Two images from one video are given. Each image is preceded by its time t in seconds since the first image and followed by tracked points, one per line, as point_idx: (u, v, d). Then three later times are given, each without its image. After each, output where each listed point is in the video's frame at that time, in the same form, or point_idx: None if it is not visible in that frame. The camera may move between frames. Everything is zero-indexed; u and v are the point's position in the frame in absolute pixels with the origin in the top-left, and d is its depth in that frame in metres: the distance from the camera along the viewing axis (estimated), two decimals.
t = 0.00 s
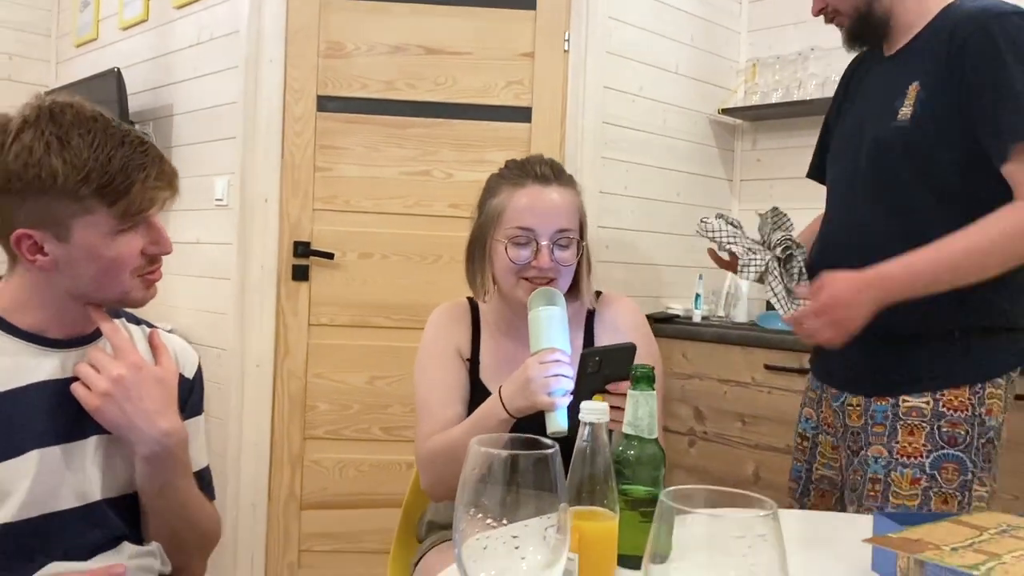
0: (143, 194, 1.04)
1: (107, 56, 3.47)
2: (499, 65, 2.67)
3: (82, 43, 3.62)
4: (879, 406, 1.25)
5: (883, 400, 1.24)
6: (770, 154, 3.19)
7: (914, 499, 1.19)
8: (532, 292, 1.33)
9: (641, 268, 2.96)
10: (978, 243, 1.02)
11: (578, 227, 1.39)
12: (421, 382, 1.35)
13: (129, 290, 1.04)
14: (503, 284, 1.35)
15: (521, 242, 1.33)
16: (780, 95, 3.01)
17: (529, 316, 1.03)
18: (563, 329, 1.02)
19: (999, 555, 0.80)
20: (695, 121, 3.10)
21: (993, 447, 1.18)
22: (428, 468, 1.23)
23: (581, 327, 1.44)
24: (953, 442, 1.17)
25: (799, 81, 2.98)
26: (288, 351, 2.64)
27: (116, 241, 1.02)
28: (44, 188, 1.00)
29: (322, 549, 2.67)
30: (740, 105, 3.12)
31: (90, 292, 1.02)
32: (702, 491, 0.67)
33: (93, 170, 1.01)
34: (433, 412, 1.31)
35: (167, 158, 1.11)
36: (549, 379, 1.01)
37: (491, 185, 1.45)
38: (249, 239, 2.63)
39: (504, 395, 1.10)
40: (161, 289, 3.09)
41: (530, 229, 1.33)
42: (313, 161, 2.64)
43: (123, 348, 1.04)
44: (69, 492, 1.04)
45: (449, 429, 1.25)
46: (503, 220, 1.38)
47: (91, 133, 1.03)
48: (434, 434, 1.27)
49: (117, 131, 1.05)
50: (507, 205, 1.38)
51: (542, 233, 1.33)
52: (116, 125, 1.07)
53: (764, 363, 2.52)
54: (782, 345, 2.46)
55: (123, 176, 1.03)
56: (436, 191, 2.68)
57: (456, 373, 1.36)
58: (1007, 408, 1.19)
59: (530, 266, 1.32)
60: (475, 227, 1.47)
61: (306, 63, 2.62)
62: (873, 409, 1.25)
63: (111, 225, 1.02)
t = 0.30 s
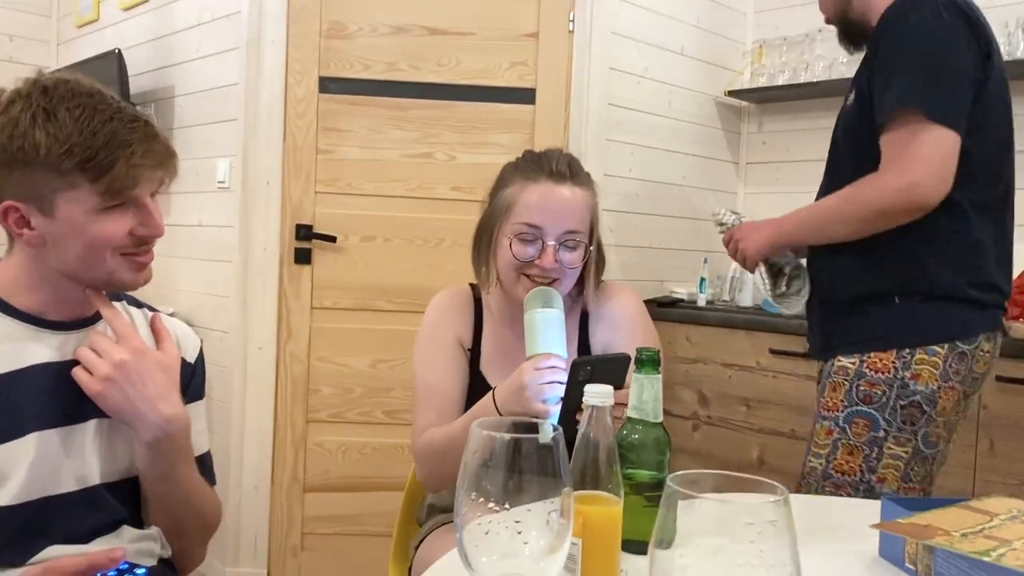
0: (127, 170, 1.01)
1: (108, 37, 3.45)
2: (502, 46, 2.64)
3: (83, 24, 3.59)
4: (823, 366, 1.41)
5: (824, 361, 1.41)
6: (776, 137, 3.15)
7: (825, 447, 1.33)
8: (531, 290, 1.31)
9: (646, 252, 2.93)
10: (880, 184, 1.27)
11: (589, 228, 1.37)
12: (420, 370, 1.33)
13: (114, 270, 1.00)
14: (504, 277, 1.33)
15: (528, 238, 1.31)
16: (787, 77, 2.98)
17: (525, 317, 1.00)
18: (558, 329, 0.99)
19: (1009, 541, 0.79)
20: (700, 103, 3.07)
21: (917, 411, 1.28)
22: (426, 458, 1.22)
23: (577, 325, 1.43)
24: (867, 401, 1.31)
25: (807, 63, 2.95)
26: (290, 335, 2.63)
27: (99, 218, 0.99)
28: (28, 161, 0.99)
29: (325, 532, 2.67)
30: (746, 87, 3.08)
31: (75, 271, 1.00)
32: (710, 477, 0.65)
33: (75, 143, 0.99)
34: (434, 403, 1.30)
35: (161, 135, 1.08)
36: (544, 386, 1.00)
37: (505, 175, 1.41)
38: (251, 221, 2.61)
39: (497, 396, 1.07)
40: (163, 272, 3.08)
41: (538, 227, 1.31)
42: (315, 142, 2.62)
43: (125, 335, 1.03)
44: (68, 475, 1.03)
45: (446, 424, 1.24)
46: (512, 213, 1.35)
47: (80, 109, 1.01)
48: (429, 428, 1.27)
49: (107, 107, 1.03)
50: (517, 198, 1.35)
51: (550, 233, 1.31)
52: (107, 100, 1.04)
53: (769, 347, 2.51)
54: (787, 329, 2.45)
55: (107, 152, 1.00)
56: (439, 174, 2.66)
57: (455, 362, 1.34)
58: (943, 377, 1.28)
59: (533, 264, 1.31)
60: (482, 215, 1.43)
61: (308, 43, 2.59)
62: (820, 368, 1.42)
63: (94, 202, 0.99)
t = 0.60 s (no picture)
0: (77, 149, 0.99)
1: (104, 23, 3.41)
2: (501, 33, 2.61)
3: (78, 11, 3.56)
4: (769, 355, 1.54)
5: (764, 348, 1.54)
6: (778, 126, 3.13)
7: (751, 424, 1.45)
8: (541, 285, 1.28)
9: (646, 242, 2.91)
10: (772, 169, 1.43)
11: (604, 223, 1.32)
12: (419, 360, 1.31)
13: (72, 253, 1.00)
14: (515, 269, 1.30)
15: (542, 232, 1.27)
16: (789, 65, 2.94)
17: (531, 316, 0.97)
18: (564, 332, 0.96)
19: (1016, 536, 0.77)
20: (701, 91, 3.04)
21: (812, 388, 1.36)
22: (424, 449, 1.20)
23: (586, 319, 1.40)
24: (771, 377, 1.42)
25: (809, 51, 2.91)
26: (287, 324, 2.61)
27: (53, 200, 0.99)
28: None
29: (322, 523, 2.65)
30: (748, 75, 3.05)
31: (38, 251, 1.00)
32: (713, 470, 0.64)
33: (28, 121, 0.99)
34: (432, 393, 1.28)
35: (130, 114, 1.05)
36: (550, 388, 0.97)
37: (521, 162, 1.36)
38: (247, 210, 2.59)
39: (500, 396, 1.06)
40: (159, 261, 3.06)
41: (553, 221, 1.27)
42: (312, 131, 2.59)
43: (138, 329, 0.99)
44: (57, 466, 1.03)
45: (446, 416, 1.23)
46: (526, 204, 1.31)
47: (42, 85, 1.00)
48: (427, 420, 1.25)
49: (69, 84, 1.01)
50: (533, 189, 1.31)
51: (565, 227, 1.27)
52: (75, 77, 1.03)
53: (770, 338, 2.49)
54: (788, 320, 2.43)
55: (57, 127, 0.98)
56: (437, 163, 2.64)
57: (456, 352, 1.32)
58: (836, 357, 1.36)
59: (545, 258, 1.27)
60: (497, 203, 1.39)
61: (305, 30, 2.56)
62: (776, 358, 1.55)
63: (47, 181, 0.99)
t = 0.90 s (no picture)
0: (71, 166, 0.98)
1: (101, 19, 3.40)
2: (500, 29, 2.61)
3: (75, 6, 3.55)
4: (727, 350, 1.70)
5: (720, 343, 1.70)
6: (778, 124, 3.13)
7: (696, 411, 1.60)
8: (561, 272, 1.27)
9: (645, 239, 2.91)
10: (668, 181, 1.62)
11: (626, 215, 1.32)
12: (429, 350, 1.31)
13: (57, 258, 1.01)
14: (536, 256, 1.30)
15: (565, 219, 1.27)
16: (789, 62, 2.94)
17: (551, 304, 1.00)
18: (584, 323, 0.99)
19: (1016, 530, 0.77)
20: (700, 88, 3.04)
21: (730, 374, 1.51)
22: (430, 437, 1.20)
23: (602, 310, 1.40)
24: (704, 367, 1.57)
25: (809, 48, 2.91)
26: (285, 321, 2.61)
27: (42, 207, 0.98)
28: None
29: (320, 519, 2.65)
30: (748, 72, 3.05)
31: (21, 247, 1.01)
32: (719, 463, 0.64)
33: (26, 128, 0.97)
34: (439, 384, 1.27)
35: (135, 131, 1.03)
36: (568, 374, 0.98)
37: (547, 151, 1.37)
38: (245, 206, 2.58)
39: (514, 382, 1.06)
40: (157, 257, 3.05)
41: (576, 208, 1.27)
42: (310, 127, 2.58)
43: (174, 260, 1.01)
44: (59, 457, 1.06)
45: (457, 403, 1.22)
46: (549, 192, 1.31)
47: (48, 89, 0.98)
48: (435, 407, 1.25)
49: (73, 94, 0.99)
50: (557, 177, 1.31)
51: (588, 215, 1.27)
52: (83, 83, 1.00)
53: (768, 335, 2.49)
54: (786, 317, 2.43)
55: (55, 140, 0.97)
56: (436, 159, 2.63)
57: (465, 342, 1.32)
58: (746, 343, 1.50)
59: (566, 245, 1.27)
60: (518, 191, 1.39)
61: (303, 26, 2.55)
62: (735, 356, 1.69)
63: (39, 189, 0.98)
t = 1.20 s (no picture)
0: (95, 210, 0.98)
1: (96, 20, 3.40)
2: (495, 32, 2.62)
3: (70, 8, 3.54)
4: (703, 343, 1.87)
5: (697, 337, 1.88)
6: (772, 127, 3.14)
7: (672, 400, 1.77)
8: (565, 274, 1.28)
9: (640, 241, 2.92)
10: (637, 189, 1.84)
11: (631, 219, 1.33)
12: (430, 349, 1.31)
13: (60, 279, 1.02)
14: (541, 258, 1.30)
15: (570, 222, 1.27)
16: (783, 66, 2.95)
17: (557, 302, 0.99)
18: (591, 319, 0.98)
19: (1007, 532, 0.78)
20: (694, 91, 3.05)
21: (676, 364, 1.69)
22: (432, 438, 1.21)
23: (604, 310, 1.40)
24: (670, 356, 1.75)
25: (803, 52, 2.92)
26: (280, 323, 2.61)
27: (54, 237, 0.98)
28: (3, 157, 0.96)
29: (314, 521, 2.65)
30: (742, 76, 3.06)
31: (23, 263, 1.00)
32: (710, 466, 0.65)
33: (52, 169, 0.95)
34: (439, 384, 1.28)
35: (156, 173, 1.03)
36: (572, 371, 0.99)
37: (554, 154, 1.37)
38: (240, 208, 2.58)
39: (521, 379, 1.08)
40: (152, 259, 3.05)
41: (582, 212, 1.27)
42: (305, 130, 2.59)
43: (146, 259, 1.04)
44: (52, 462, 1.06)
45: (458, 402, 1.23)
46: (556, 195, 1.31)
47: (77, 125, 0.96)
48: (437, 406, 1.25)
49: (106, 139, 0.97)
50: (564, 181, 1.31)
51: (594, 220, 1.27)
52: (112, 120, 0.98)
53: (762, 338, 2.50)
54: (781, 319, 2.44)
55: (79, 184, 0.96)
56: (431, 162, 2.64)
57: (466, 342, 1.32)
58: (688, 336, 1.69)
59: (572, 248, 1.27)
60: (524, 193, 1.39)
61: (299, 28, 2.56)
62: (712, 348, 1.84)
63: (53, 223, 0.97)
